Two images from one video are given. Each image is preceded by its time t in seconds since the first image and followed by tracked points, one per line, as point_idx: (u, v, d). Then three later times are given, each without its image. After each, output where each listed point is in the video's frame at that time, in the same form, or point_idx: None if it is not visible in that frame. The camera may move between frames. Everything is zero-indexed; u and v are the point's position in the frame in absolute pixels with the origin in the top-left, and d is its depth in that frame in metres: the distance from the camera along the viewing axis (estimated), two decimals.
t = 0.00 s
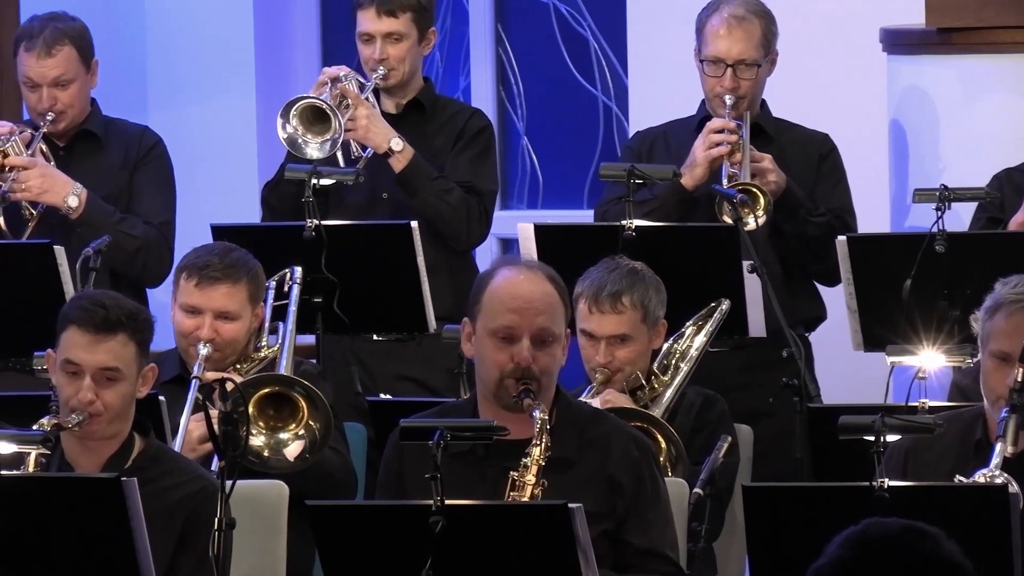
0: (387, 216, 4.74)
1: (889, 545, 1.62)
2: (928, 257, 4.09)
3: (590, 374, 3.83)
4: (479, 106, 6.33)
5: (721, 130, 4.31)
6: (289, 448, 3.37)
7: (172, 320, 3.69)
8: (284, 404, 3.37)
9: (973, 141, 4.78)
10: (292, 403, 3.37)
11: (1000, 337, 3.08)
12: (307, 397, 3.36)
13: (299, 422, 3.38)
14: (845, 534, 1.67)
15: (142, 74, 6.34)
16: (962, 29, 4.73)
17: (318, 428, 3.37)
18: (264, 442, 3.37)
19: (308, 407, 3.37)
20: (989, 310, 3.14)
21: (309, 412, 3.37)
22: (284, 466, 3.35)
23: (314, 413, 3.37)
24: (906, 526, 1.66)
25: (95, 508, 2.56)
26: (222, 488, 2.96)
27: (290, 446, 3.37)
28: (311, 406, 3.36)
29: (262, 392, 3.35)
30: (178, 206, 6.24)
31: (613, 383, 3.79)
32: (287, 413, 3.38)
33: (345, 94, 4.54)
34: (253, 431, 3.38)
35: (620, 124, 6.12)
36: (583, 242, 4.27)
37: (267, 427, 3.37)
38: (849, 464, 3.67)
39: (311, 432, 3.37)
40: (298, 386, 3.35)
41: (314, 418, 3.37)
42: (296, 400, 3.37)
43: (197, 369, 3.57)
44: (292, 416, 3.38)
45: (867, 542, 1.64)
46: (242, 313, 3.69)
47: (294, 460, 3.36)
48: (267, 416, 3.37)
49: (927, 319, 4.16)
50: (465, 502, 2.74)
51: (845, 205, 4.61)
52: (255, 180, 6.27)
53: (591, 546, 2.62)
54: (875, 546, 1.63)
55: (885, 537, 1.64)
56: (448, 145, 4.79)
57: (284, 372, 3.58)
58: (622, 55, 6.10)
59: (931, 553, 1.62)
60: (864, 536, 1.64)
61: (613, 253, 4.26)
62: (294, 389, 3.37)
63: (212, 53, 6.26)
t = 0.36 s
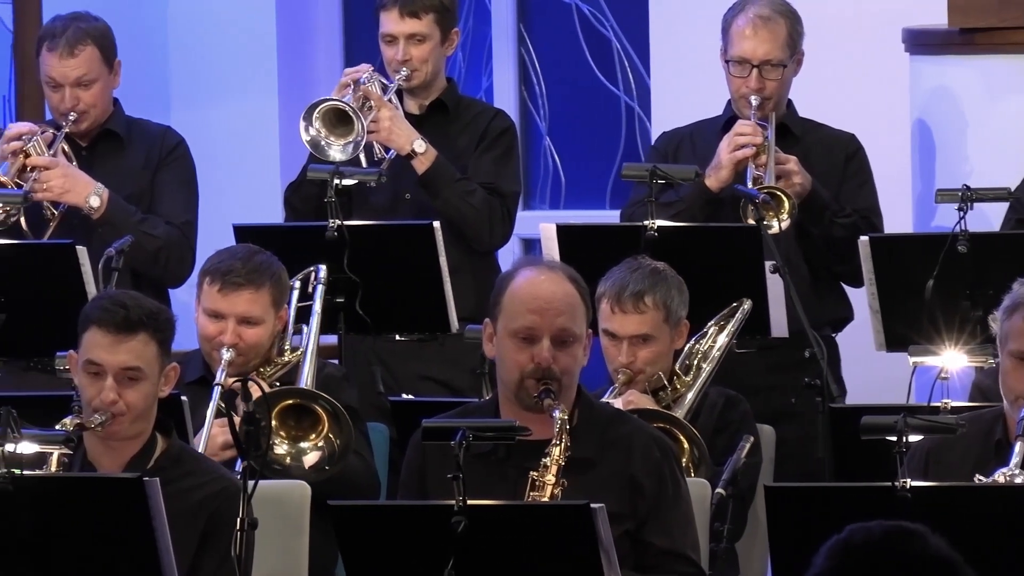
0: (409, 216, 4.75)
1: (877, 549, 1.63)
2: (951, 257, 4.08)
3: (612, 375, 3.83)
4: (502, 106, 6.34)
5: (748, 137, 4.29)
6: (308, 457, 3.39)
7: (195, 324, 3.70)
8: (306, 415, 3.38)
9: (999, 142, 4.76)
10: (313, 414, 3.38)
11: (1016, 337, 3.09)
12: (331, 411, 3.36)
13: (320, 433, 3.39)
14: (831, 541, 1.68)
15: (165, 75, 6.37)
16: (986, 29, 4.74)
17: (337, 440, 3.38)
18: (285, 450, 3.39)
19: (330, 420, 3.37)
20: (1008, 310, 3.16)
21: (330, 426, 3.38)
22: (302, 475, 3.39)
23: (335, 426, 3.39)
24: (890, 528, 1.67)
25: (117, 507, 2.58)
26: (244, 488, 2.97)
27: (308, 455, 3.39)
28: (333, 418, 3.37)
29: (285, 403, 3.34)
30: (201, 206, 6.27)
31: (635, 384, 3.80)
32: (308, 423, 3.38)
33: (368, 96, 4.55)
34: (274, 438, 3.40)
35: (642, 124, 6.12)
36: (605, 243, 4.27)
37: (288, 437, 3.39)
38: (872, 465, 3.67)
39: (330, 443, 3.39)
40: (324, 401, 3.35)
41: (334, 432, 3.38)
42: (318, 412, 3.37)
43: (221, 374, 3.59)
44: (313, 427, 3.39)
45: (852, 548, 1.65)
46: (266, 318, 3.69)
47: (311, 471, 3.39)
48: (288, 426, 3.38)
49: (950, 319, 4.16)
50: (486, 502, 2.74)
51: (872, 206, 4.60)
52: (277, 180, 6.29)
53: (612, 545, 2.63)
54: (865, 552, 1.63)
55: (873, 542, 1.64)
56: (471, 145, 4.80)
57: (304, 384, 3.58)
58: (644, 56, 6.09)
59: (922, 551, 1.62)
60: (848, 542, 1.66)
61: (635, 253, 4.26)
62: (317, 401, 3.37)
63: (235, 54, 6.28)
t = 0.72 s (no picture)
0: (425, 216, 4.75)
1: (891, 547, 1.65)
2: (965, 257, 4.07)
3: (626, 374, 3.84)
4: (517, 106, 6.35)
5: (765, 134, 4.28)
6: (316, 461, 3.42)
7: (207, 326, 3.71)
8: (314, 420, 3.40)
9: (1015, 141, 4.76)
10: (322, 420, 3.40)
11: None
12: (341, 418, 3.38)
13: (328, 439, 3.41)
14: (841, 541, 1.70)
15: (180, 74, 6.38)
16: (1002, 29, 4.72)
17: (346, 448, 3.40)
18: (295, 453, 3.42)
19: (339, 428, 3.40)
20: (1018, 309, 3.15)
21: (339, 434, 3.40)
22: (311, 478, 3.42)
23: (344, 433, 3.40)
24: (899, 527, 1.69)
25: (131, 507, 2.59)
26: (258, 487, 2.98)
27: (316, 459, 3.42)
28: (342, 426, 3.39)
29: (296, 408, 3.37)
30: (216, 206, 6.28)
31: (649, 383, 3.80)
32: (317, 428, 3.41)
33: (384, 94, 4.56)
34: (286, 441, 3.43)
35: (657, 124, 6.12)
36: (620, 243, 4.27)
37: (298, 441, 3.42)
38: (887, 466, 3.66)
39: (338, 451, 3.41)
40: (334, 408, 3.37)
41: (343, 439, 3.40)
42: (327, 417, 3.39)
43: (231, 376, 3.59)
44: (322, 432, 3.41)
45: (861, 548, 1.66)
46: (276, 320, 3.70)
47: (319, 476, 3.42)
48: (298, 430, 3.41)
49: (964, 319, 4.14)
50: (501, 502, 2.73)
51: (891, 206, 4.59)
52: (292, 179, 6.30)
53: (627, 545, 2.63)
54: (879, 550, 1.65)
55: (884, 540, 1.66)
56: (486, 145, 4.80)
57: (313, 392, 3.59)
58: (659, 56, 6.09)
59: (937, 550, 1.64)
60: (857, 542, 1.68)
61: (650, 253, 4.26)
62: (326, 407, 3.39)
63: (249, 53, 6.29)
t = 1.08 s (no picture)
0: (436, 215, 4.76)
1: (913, 545, 1.59)
2: (977, 257, 4.06)
3: (637, 374, 3.84)
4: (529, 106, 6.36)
5: (781, 134, 4.29)
6: (333, 456, 3.40)
7: (221, 324, 3.72)
8: (331, 414, 3.39)
9: None
10: (338, 414, 3.39)
11: None
12: (356, 411, 3.37)
13: (345, 433, 3.40)
14: (872, 537, 1.65)
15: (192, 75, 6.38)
16: (1013, 30, 4.73)
17: (363, 439, 3.39)
18: (311, 449, 3.40)
19: (356, 421, 3.39)
20: None
21: (355, 426, 3.39)
22: (329, 474, 3.39)
23: (360, 427, 3.40)
24: (928, 523, 1.63)
25: (142, 507, 2.60)
26: (270, 488, 3.00)
27: (334, 454, 3.40)
28: (359, 421, 3.38)
29: (310, 403, 3.36)
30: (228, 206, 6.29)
31: (659, 383, 3.80)
32: (333, 423, 3.40)
33: (396, 95, 4.56)
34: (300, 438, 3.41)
35: (669, 124, 6.12)
36: (632, 242, 4.27)
37: (313, 436, 3.40)
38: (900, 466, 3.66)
39: (355, 443, 3.40)
40: (350, 403, 3.36)
41: (360, 431, 3.39)
42: (344, 411, 3.38)
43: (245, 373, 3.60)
44: (338, 426, 3.40)
45: (890, 544, 1.62)
46: (290, 317, 3.71)
47: (338, 468, 3.40)
48: (314, 425, 3.40)
49: (976, 319, 4.15)
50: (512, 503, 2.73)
51: (908, 205, 4.58)
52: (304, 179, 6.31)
53: (638, 545, 2.63)
54: (901, 549, 1.60)
55: (907, 538, 1.61)
56: (498, 145, 4.81)
57: (327, 385, 3.60)
58: (671, 56, 6.10)
59: (967, 552, 1.58)
60: (886, 537, 1.63)
61: (662, 252, 4.26)
62: (343, 401, 3.38)
63: (263, 53, 6.30)
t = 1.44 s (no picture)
0: (446, 215, 4.76)
1: (941, 542, 1.62)
2: (986, 256, 4.07)
3: (644, 374, 3.84)
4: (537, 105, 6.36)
5: (793, 134, 4.30)
6: (339, 453, 3.41)
7: (227, 323, 3.72)
8: (337, 411, 3.40)
9: None
10: (344, 410, 3.40)
11: None
12: (361, 405, 3.38)
13: (351, 430, 3.40)
14: (902, 532, 1.67)
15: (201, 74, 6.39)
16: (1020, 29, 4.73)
17: (369, 434, 3.40)
18: (316, 446, 3.41)
19: (361, 416, 3.39)
20: None
21: (361, 421, 3.39)
22: (335, 471, 3.40)
23: (366, 422, 3.40)
24: (958, 522, 1.66)
25: (151, 507, 2.61)
26: (279, 487, 3.00)
27: (339, 452, 3.40)
28: (364, 415, 3.38)
29: (317, 398, 3.37)
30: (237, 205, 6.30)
31: (667, 382, 3.80)
32: (340, 420, 3.40)
33: (404, 93, 4.56)
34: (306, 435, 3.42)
35: (677, 124, 6.10)
36: (641, 242, 4.26)
37: (319, 433, 3.40)
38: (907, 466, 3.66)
39: (361, 439, 3.40)
40: (354, 395, 3.36)
41: (365, 425, 3.39)
42: (349, 407, 3.39)
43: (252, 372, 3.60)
44: (345, 423, 3.40)
45: (920, 539, 1.64)
46: (296, 315, 3.71)
47: (343, 466, 3.40)
48: (320, 422, 3.40)
49: (984, 318, 4.14)
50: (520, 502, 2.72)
51: (921, 205, 4.57)
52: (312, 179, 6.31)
53: (646, 545, 2.63)
54: (929, 546, 1.63)
55: (937, 535, 1.64)
56: (507, 144, 4.81)
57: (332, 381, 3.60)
58: (678, 55, 6.07)
59: (995, 557, 1.61)
60: (918, 533, 1.65)
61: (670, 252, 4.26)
62: (347, 396, 3.38)
63: (272, 53, 6.31)
